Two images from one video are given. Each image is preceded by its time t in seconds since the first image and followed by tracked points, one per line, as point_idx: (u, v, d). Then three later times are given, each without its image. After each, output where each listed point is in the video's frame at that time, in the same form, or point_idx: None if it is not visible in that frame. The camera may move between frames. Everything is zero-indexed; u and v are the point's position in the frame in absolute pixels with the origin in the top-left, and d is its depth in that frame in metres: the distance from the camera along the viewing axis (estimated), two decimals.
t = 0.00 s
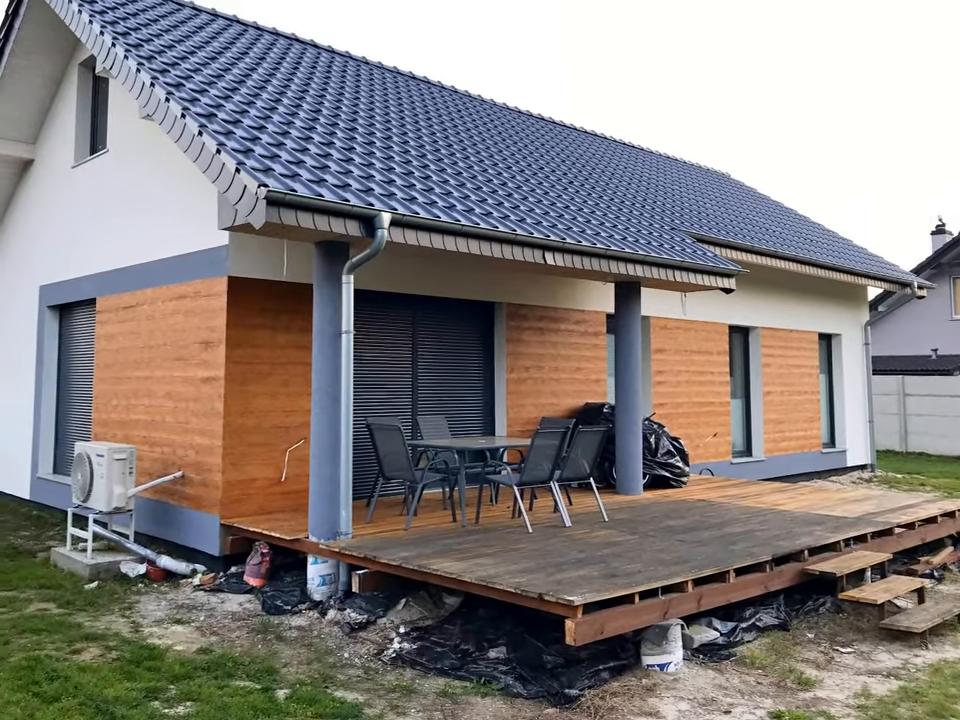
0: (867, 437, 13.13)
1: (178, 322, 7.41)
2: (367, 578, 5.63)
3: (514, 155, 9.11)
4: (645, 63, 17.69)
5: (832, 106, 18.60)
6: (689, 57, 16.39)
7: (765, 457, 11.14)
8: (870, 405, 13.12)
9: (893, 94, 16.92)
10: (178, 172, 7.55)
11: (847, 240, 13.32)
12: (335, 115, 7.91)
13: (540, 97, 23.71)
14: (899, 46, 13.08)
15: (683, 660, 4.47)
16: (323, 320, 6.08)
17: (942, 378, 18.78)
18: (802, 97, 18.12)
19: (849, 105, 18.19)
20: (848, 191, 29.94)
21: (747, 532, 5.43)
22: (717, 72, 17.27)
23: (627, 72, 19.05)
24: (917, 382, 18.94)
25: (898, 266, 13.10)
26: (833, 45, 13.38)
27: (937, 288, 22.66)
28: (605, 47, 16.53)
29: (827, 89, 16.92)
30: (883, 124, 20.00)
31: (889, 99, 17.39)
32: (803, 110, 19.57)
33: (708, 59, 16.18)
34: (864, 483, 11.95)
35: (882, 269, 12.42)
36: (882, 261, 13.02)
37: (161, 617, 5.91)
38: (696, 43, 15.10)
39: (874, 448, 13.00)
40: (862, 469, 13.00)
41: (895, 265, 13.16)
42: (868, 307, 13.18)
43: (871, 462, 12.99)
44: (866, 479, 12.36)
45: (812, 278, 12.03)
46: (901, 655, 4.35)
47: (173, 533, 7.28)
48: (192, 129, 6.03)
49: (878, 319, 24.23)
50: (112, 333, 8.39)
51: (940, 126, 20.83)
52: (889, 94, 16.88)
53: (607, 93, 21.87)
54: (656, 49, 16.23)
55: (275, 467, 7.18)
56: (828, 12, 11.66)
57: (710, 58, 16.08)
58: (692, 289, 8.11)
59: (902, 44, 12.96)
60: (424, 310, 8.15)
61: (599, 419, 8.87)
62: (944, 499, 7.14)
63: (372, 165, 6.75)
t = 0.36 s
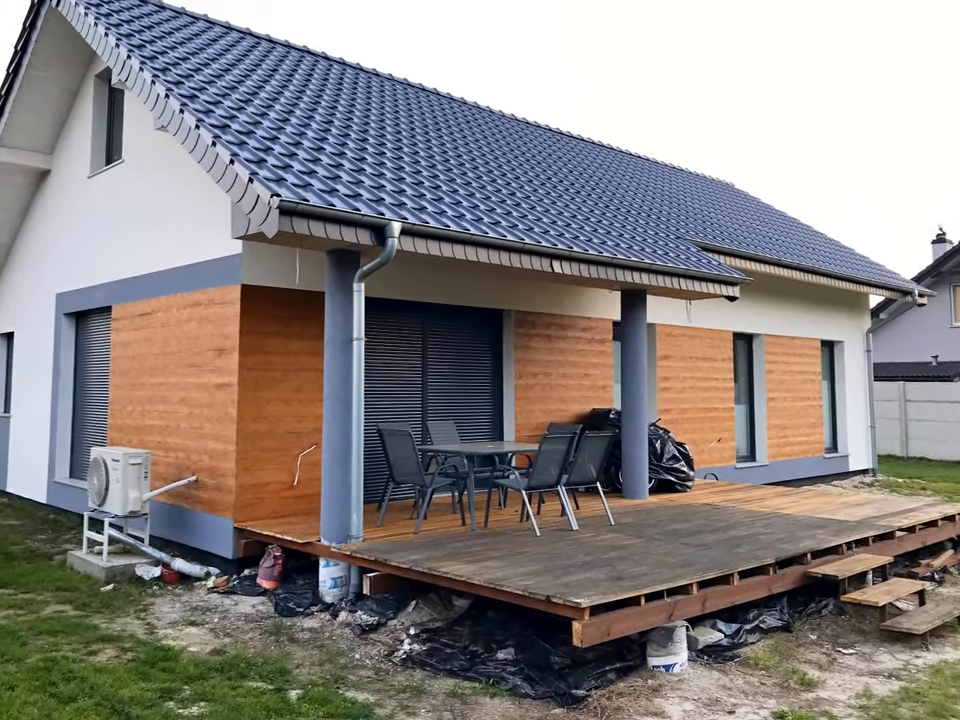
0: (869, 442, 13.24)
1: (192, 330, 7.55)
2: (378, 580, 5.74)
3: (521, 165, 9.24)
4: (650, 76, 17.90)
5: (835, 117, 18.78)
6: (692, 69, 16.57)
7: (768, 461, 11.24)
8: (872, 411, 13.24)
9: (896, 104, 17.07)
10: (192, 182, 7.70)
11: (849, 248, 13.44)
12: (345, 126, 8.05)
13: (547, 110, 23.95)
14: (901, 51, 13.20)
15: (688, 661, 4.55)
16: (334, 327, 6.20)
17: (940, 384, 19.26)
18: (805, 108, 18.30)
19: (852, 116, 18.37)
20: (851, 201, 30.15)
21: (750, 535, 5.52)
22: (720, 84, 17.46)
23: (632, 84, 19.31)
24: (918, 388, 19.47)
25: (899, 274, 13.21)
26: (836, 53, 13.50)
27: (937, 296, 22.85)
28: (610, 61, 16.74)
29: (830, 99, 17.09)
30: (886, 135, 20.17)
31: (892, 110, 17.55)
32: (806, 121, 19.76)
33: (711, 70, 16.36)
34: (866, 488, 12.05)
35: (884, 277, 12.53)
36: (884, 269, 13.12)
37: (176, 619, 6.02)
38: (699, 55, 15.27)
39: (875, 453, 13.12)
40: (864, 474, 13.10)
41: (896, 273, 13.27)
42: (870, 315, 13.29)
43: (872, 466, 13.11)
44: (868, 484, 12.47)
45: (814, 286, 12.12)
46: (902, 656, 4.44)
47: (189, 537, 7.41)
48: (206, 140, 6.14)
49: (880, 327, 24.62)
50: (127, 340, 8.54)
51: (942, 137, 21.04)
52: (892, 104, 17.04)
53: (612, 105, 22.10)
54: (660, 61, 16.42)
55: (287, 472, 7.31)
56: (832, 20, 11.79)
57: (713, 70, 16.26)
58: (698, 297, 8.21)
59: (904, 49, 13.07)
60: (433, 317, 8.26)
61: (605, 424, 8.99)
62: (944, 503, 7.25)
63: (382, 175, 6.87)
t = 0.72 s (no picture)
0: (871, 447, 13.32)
1: (206, 336, 7.68)
2: (387, 582, 5.85)
3: (527, 174, 9.36)
4: (654, 88, 18.10)
5: (838, 128, 18.95)
6: (696, 81, 16.77)
7: (771, 465, 11.30)
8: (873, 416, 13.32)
9: (898, 115, 17.23)
10: (205, 191, 7.84)
11: (851, 256, 13.55)
12: (354, 136, 8.19)
13: (552, 120, 24.14)
14: (904, 60, 13.33)
15: (693, 662, 4.63)
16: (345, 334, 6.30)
17: (940, 390, 19.37)
18: (807, 120, 18.49)
19: (854, 128, 18.56)
20: (854, 210, 30.34)
21: (753, 538, 5.60)
22: (724, 95, 17.66)
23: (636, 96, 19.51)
24: (919, 393, 19.55)
25: (900, 281, 13.33)
26: (840, 63, 13.64)
27: (937, 302, 23.14)
28: (615, 73, 16.93)
29: (821, 112, 17.55)
30: (888, 146, 20.35)
31: (894, 121, 17.73)
32: (809, 133, 19.95)
33: (714, 82, 16.55)
34: (868, 491, 12.13)
35: (885, 285, 12.64)
36: (885, 277, 13.23)
37: (190, 621, 6.14)
38: (703, 66, 15.46)
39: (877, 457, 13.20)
40: (866, 478, 13.18)
41: (896, 280, 13.39)
42: (871, 322, 13.41)
43: (873, 471, 13.18)
44: (870, 488, 12.54)
45: (816, 294, 12.23)
46: (903, 657, 4.53)
47: (203, 541, 7.53)
48: (219, 150, 6.27)
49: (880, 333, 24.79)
50: (141, 347, 8.69)
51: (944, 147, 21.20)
52: (894, 116, 17.21)
53: (617, 116, 22.31)
54: (664, 73, 16.61)
55: (299, 476, 7.43)
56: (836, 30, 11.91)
57: (717, 82, 16.45)
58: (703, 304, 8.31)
59: (907, 58, 13.20)
60: (443, 324, 8.36)
61: (612, 429, 9.10)
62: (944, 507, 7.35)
63: (391, 184, 7.00)
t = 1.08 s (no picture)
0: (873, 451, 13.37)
1: (219, 343, 7.81)
2: (397, 585, 5.94)
3: (532, 182, 9.48)
4: (657, 99, 18.28)
5: (828, 139, 19.35)
6: (698, 91, 16.93)
7: (775, 469, 11.36)
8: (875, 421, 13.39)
9: (900, 124, 17.37)
10: (217, 199, 7.98)
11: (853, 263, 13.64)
12: (363, 146, 8.32)
13: (557, 130, 24.30)
14: (907, 69, 13.44)
15: (697, 663, 4.70)
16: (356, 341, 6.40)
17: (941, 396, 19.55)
18: (807, 131, 18.67)
19: (856, 138, 18.72)
20: (856, 219, 30.49)
21: (757, 541, 5.69)
22: (726, 107, 17.83)
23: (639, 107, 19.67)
24: (921, 399, 19.55)
25: (901, 288, 13.41)
26: (842, 72, 13.77)
27: (937, 309, 23.33)
28: (619, 84, 17.10)
29: (823, 123, 17.69)
30: (890, 155, 20.50)
31: (895, 131, 17.88)
32: (811, 143, 20.11)
33: (717, 93, 16.71)
34: (870, 495, 12.19)
35: (887, 292, 12.73)
36: (886, 284, 13.32)
37: (202, 622, 6.25)
38: (706, 77, 15.61)
39: (879, 462, 13.27)
40: (867, 482, 13.24)
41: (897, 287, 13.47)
42: (873, 328, 13.50)
43: (876, 475, 13.24)
44: (872, 492, 12.60)
45: (817, 301, 12.32)
46: (904, 658, 4.62)
47: (215, 544, 7.65)
48: (231, 159, 6.39)
49: (882, 339, 25.00)
50: (154, 353, 8.82)
51: (944, 156, 21.24)
52: (895, 125, 17.36)
53: (621, 127, 22.49)
54: (667, 84, 16.78)
55: (310, 480, 7.55)
56: (838, 39, 12.03)
57: (719, 92, 16.61)
58: (707, 310, 8.40)
59: (910, 67, 13.32)
60: (451, 331, 8.46)
61: (617, 434, 9.20)
62: (944, 511, 7.44)
63: (400, 193, 7.12)
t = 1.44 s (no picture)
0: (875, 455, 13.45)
1: (230, 348, 7.92)
2: (405, 587, 6.02)
3: (538, 190, 9.58)
4: (660, 109, 18.42)
5: (830, 148, 19.48)
6: (701, 101, 17.06)
7: (777, 473, 11.43)
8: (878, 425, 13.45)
9: (893, 135, 17.65)
10: (228, 207, 8.10)
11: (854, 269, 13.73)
12: (371, 154, 8.44)
13: (562, 138, 24.44)
14: (909, 77, 13.54)
15: (701, 664, 4.76)
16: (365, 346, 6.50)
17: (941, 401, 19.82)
18: (809, 139, 18.82)
19: (848, 147, 18.93)
20: (858, 227, 30.66)
21: (760, 544, 5.76)
22: (728, 117, 17.97)
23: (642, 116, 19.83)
24: (921, 403, 19.94)
25: (901, 294, 13.49)
26: (844, 81, 13.87)
27: (937, 315, 23.58)
28: (622, 93, 17.24)
29: (826, 132, 17.84)
30: (892, 163, 20.61)
31: (897, 140, 18.00)
32: (803, 152, 20.30)
33: (720, 102, 16.84)
34: (872, 498, 12.26)
35: (888, 298, 12.81)
36: (887, 290, 13.40)
37: (213, 624, 6.34)
38: (708, 86, 15.74)
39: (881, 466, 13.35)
40: (869, 485, 13.32)
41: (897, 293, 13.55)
42: (874, 334, 13.57)
43: (877, 478, 13.32)
44: (873, 495, 12.68)
45: (819, 307, 12.40)
46: (904, 659, 4.72)
47: (226, 546, 7.76)
48: (242, 167, 6.49)
49: (884, 344, 25.24)
50: (166, 358, 8.95)
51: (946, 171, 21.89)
52: (897, 134, 17.48)
53: (624, 135, 22.65)
54: (670, 94, 16.91)
55: (320, 483, 7.65)
56: (841, 47, 12.13)
57: (721, 102, 16.75)
58: (710, 316, 8.49)
59: (912, 75, 13.41)
60: (459, 337, 8.55)
61: (622, 438, 9.29)
62: (943, 514, 7.54)
63: (407, 201, 7.22)
